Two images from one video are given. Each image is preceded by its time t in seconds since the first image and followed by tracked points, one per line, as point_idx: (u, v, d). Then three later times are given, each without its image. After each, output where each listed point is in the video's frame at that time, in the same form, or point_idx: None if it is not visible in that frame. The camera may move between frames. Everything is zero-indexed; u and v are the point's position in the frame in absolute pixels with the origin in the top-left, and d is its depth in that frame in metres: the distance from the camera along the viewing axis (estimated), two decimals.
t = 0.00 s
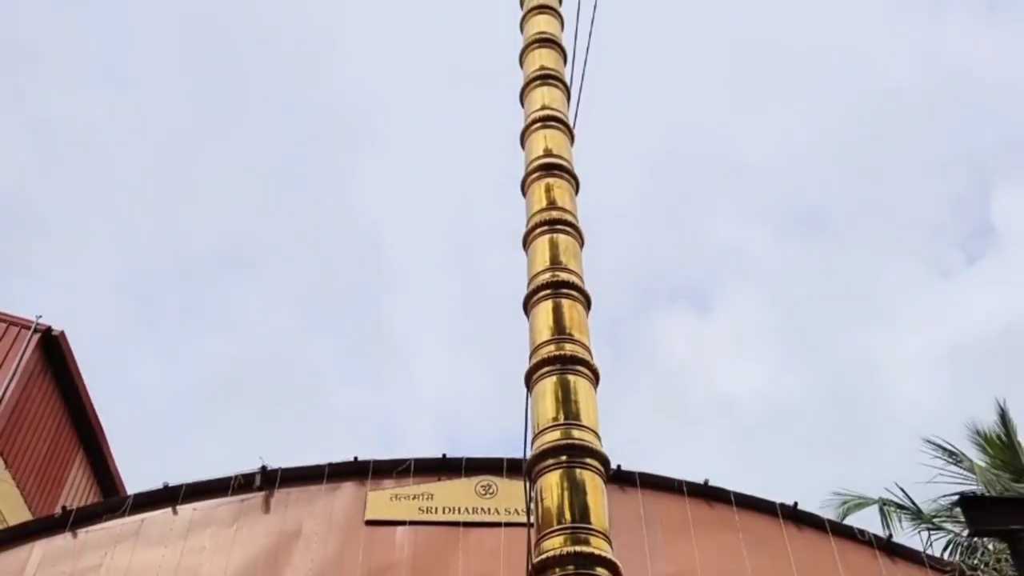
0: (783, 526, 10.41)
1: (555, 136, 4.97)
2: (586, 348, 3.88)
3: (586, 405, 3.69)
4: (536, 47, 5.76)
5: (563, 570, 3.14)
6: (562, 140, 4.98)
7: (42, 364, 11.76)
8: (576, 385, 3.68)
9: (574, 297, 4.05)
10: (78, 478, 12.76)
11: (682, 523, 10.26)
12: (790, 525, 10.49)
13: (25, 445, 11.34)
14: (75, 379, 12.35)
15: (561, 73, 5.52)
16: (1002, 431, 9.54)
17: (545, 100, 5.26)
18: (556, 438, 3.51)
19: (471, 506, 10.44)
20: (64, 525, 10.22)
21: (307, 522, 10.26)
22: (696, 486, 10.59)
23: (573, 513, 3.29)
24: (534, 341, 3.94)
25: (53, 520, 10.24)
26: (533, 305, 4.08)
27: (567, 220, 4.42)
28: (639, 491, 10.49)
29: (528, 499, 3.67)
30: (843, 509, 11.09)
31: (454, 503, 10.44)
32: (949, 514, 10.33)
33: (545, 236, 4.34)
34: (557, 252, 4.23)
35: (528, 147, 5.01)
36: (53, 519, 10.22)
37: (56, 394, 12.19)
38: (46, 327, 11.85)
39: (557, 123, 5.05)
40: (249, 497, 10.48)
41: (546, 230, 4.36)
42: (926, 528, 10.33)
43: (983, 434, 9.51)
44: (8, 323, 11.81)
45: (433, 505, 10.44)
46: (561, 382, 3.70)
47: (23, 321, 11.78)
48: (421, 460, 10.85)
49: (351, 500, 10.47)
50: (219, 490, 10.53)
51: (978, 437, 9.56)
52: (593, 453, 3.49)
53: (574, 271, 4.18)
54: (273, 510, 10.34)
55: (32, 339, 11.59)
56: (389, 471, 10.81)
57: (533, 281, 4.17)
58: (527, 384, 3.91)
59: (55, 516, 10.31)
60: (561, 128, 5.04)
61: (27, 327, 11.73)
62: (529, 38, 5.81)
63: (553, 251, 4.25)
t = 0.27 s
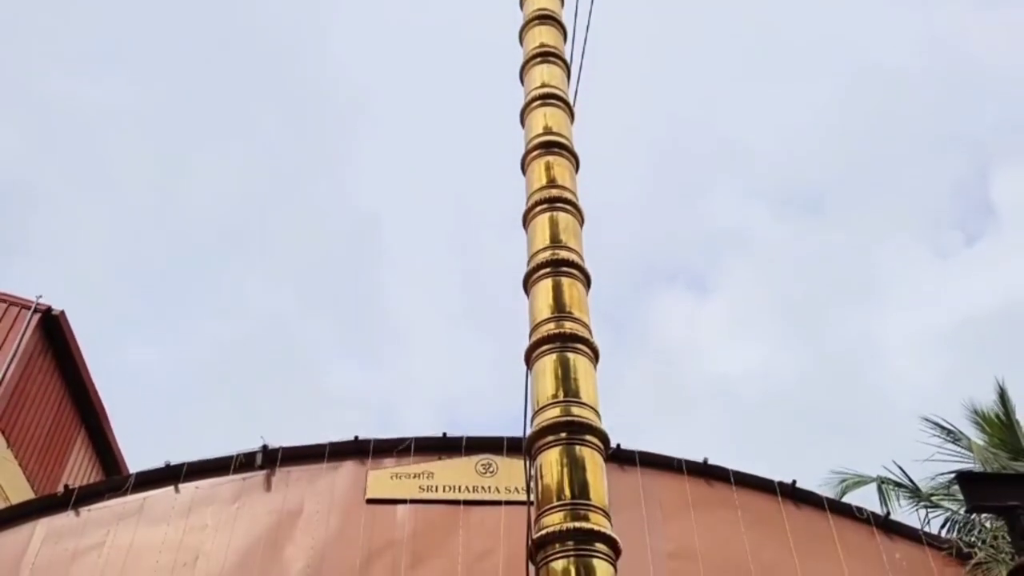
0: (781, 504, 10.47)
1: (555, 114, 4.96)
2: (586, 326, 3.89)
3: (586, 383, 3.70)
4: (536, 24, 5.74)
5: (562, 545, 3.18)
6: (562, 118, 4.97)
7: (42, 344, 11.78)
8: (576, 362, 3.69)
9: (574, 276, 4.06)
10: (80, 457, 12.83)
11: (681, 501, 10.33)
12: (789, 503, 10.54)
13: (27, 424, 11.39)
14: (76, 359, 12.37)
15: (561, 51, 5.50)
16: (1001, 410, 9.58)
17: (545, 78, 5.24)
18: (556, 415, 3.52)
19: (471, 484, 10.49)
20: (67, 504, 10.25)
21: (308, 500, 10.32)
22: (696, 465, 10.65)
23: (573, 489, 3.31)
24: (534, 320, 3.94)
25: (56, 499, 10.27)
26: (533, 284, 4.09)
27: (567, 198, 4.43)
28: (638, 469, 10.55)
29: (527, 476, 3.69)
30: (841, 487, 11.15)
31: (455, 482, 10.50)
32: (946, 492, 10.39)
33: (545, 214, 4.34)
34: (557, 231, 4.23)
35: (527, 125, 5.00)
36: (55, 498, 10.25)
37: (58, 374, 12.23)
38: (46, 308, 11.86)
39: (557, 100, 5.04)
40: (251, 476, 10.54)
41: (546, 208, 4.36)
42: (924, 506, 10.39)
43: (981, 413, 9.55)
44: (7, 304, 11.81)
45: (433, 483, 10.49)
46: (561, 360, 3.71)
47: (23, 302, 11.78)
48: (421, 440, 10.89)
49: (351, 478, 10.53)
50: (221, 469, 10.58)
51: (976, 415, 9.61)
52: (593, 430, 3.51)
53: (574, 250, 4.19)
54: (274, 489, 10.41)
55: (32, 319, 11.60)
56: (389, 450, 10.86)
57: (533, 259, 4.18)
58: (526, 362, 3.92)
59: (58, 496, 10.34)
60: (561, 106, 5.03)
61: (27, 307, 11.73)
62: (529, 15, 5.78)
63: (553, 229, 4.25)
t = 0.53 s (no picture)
0: (780, 480, 10.52)
1: (555, 89, 4.94)
2: (586, 302, 3.89)
3: (586, 359, 3.72)
4: None
5: (562, 519, 3.21)
6: (562, 93, 4.95)
7: (43, 322, 11.79)
8: (575, 338, 3.69)
9: (574, 252, 4.06)
10: (82, 434, 12.88)
11: (680, 476, 10.39)
12: (787, 479, 10.60)
13: (29, 402, 11.42)
14: (76, 337, 12.39)
15: (561, 26, 5.47)
16: (1000, 386, 9.62)
17: (545, 53, 5.22)
18: (556, 390, 3.54)
19: (472, 461, 10.55)
20: (69, 480, 10.20)
21: (309, 477, 10.38)
22: (695, 441, 10.69)
23: (572, 464, 3.33)
24: (535, 295, 3.95)
25: (57, 475, 10.20)
26: (533, 259, 4.09)
27: (567, 174, 4.42)
28: (638, 446, 10.61)
29: (527, 451, 3.72)
30: (840, 463, 11.21)
31: (455, 458, 10.55)
32: (945, 468, 10.45)
33: (546, 190, 4.34)
34: (557, 206, 4.23)
35: (527, 100, 4.98)
36: (57, 474, 10.19)
37: (58, 352, 12.25)
38: (46, 285, 11.86)
39: (557, 75, 5.02)
40: (252, 453, 10.58)
41: (546, 183, 4.36)
42: (922, 482, 10.45)
43: (980, 389, 9.58)
44: (8, 281, 11.80)
45: (434, 460, 10.54)
46: (561, 336, 3.72)
47: (23, 279, 11.78)
48: (421, 416, 10.94)
49: (352, 455, 10.59)
50: (222, 445, 10.61)
51: (975, 392, 9.64)
52: (592, 405, 3.53)
53: (574, 225, 4.19)
54: (276, 465, 10.46)
55: (33, 297, 11.60)
56: (390, 426, 10.90)
57: (533, 235, 4.18)
58: (526, 338, 3.93)
59: (59, 472, 10.27)
60: (561, 82, 5.01)
61: (27, 285, 11.73)
62: None
63: (553, 205, 4.25)
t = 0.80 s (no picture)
0: (778, 455, 10.56)
1: (555, 63, 4.92)
2: (586, 277, 3.90)
3: (585, 334, 3.72)
4: None
5: (562, 493, 3.23)
6: (562, 67, 4.93)
7: (43, 299, 11.80)
8: (575, 313, 3.70)
9: (574, 226, 4.06)
10: (83, 411, 12.92)
11: (679, 453, 10.45)
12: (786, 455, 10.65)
13: (30, 378, 11.45)
14: (76, 314, 12.40)
15: None
16: (999, 362, 9.65)
17: (545, 26, 5.19)
18: (556, 365, 3.55)
19: (472, 437, 10.60)
20: (71, 457, 10.19)
21: (310, 453, 10.44)
22: (694, 417, 10.74)
23: (572, 438, 3.34)
24: (534, 270, 3.95)
25: (59, 452, 10.18)
26: (533, 234, 4.09)
27: (567, 148, 4.41)
28: (637, 422, 10.66)
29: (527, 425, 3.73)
30: (839, 438, 11.26)
31: (456, 435, 10.61)
32: (943, 444, 10.50)
33: (545, 164, 4.33)
34: (557, 181, 4.22)
35: (527, 74, 4.96)
36: (59, 451, 10.17)
37: (59, 329, 12.26)
38: (46, 262, 11.87)
39: (557, 49, 4.99)
40: (253, 429, 10.62)
41: (546, 158, 4.35)
42: (920, 457, 10.50)
43: (979, 365, 9.62)
44: (7, 259, 11.80)
45: (435, 436, 10.60)
46: (561, 311, 3.72)
47: (23, 257, 11.77)
48: (422, 393, 10.99)
49: (353, 431, 10.64)
50: (223, 422, 10.65)
51: (974, 367, 9.68)
52: (592, 379, 3.54)
53: (574, 200, 4.19)
54: (277, 442, 10.50)
55: (33, 274, 11.61)
56: (391, 403, 10.95)
57: (533, 210, 4.17)
58: (526, 314, 3.93)
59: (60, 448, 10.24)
60: (561, 55, 4.99)
61: (27, 262, 11.73)
62: None
63: (553, 179, 4.24)
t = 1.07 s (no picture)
0: (777, 431, 10.61)
1: (555, 38, 4.90)
2: (586, 252, 3.90)
3: (585, 309, 3.73)
4: None
5: (562, 467, 3.25)
6: (562, 42, 4.91)
7: (43, 276, 11.80)
8: (576, 289, 3.70)
9: (574, 202, 4.06)
10: (84, 388, 12.96)
11: (678, 429, 10.50)
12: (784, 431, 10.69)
13: (31, 355, 11.48)
14: (76, 292, 12.41)
15: None
16: (998, 338, 9.66)
17: None
18: (556, 340, 3.56)
19: (472, 413, 10.65)
20: (73, 433, 10.20)
21: (311, 429, 10.49)
22: (693, 393, 10.77)
23: (572, 412, 3.36)
24: (534, 245, 3.95)
25: (61, 428, 10.18)
26: (533, 210, 4.09)
27: (567, 123, 4.40)
28: (637, 399, 10.70)
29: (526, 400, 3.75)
30: (837, 414, 11.32)
31: (456, 411, 10.65)
32: (942, 420, 10.54)
33: (545, 139, 4.32)
34: (557, 156, 4.22)
35: (527, 48, 4.93)
36: (61, 427, 10.18)
37: (59, 307, 12.28)
38: (46, 240, 11.87)
39: (557, 23, 4.97)
40: (255, 406, 10.65)
41: (546, 133, 4.35)
42: (919, 433, 10.55)
43: (978, 341, 9.63)
44: (7, 236, 11.79)
45: (435, 413, 10.65)
46: (561, 287, 3.73)
47: (22, 234, 11.77)
48: (422, 369, 10.98)
49: (354, 408, 10.69)
50: (225, 398, 10.65)
51: (973, 343, 9.70)
52: (592, 354, 3.55)
53: (574, 175, 4.19)
54: (278, 418, 10.55)
55: (33, 251, 11.61)
56: (391, 379, 10.97)
57: (533, 185, 4.17)
58: (526, 289, 3.94)
59: (62, 424, 10.25)
60: (561, 30, 4.96)
61: (27, 239, 11.73)
62: None
63: (553, 155, 4.24)
